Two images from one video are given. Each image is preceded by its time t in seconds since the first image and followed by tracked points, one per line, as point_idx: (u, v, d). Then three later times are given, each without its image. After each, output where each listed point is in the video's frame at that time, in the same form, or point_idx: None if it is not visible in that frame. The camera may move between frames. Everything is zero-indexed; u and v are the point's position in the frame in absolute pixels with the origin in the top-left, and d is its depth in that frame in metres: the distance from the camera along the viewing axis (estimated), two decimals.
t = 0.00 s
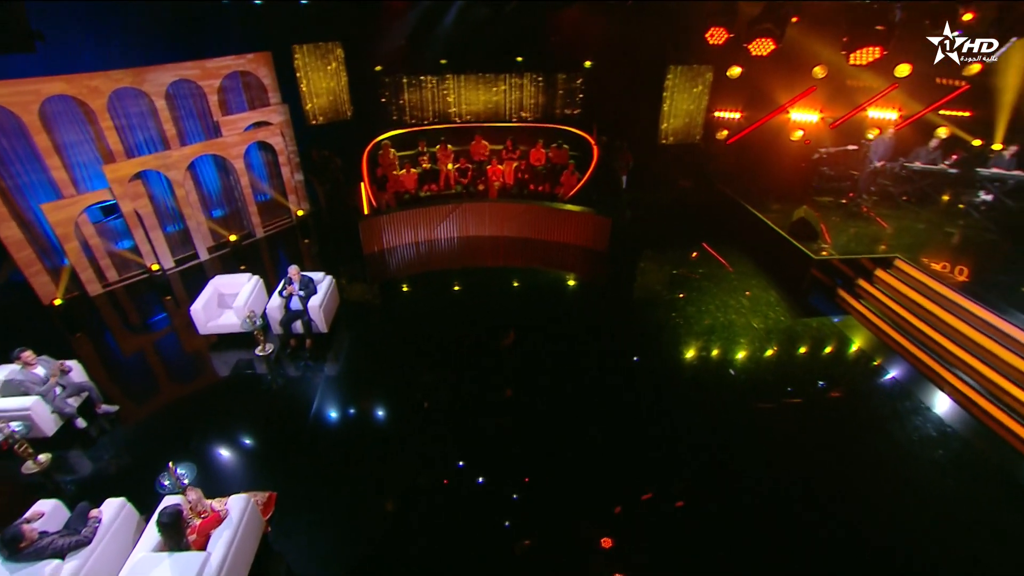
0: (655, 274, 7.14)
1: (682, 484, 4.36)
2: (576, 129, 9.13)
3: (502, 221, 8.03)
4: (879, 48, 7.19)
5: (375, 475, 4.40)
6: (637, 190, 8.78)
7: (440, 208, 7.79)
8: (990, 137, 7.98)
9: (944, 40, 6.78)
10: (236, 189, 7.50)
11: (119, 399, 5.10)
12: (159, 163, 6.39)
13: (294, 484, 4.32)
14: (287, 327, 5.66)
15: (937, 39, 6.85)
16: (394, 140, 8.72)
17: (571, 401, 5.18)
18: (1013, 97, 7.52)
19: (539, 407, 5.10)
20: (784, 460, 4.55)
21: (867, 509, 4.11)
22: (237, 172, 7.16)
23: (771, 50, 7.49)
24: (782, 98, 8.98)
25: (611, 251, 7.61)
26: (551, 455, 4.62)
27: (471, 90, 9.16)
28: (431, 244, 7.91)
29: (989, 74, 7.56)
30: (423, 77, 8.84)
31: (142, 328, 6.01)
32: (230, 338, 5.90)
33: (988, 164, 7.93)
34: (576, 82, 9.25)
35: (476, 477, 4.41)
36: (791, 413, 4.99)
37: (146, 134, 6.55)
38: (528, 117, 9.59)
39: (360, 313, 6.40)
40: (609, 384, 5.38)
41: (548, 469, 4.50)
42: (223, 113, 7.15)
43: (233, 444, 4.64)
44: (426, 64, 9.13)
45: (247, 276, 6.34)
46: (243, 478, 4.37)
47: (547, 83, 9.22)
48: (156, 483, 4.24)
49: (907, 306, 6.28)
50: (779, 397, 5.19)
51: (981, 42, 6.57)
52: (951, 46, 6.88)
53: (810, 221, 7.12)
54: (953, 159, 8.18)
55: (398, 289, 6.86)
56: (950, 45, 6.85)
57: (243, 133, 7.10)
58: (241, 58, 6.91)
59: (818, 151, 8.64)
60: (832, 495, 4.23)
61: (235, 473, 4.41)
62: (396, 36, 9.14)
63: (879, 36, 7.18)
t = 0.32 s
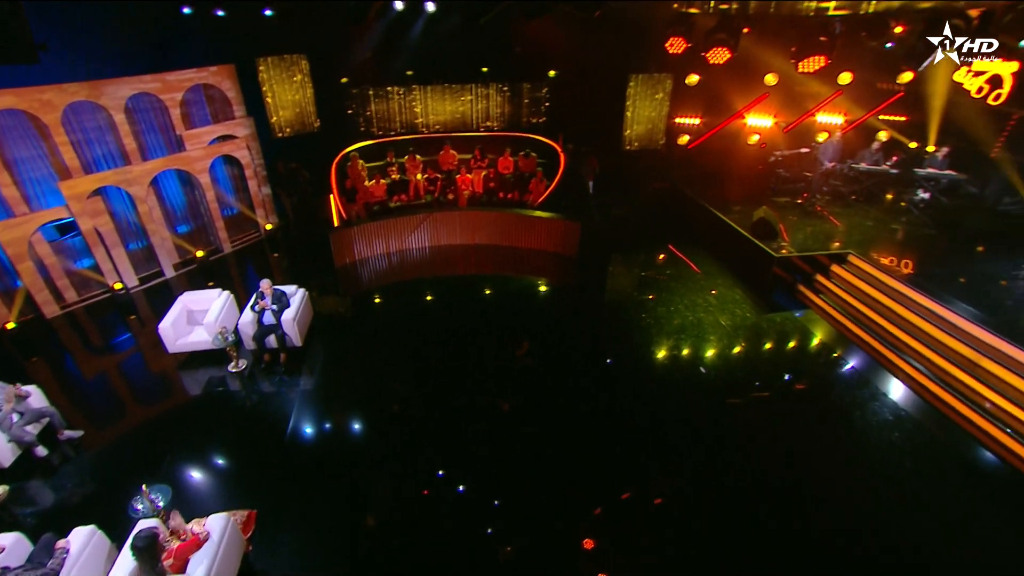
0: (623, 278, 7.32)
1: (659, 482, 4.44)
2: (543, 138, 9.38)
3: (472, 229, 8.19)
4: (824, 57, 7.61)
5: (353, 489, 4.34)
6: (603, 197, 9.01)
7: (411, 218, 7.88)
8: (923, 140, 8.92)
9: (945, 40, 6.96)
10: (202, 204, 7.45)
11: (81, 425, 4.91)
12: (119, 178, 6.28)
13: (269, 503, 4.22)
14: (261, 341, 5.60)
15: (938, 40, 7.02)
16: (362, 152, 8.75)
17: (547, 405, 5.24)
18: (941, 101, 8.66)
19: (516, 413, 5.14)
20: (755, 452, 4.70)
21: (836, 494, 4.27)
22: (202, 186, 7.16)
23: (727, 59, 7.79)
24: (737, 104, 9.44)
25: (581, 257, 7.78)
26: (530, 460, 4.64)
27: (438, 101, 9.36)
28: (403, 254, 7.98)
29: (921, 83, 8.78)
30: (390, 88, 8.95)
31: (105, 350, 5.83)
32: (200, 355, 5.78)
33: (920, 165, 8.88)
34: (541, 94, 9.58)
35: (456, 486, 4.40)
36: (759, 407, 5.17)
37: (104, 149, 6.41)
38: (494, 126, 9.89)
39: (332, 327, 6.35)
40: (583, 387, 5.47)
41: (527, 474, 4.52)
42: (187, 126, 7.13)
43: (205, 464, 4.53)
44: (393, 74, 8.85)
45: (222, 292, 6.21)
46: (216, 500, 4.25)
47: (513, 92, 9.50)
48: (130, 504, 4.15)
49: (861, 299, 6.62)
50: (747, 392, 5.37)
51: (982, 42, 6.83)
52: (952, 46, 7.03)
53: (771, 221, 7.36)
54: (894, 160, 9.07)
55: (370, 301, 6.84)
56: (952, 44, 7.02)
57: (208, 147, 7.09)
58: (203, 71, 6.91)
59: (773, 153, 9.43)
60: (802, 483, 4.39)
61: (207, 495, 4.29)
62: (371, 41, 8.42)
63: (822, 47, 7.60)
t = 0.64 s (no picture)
0: (592, 286, 7.50)
1: (635, 484, 4.51)
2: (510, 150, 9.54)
3: (441, 242, 8.30)
4: (772, 70, 8.08)
5: (329, 508, 4.27)
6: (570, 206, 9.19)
7: (381, 232, 7.95)
8: (864, 146, 9.90)
9: (943, 39, 7.53)
10: (164, 222, 7.34)
11: (38, 457, 4.70)
12: (77, 198, 6.25)
13: (243, 528, 4.11)
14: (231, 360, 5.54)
15: (937, 39, 7.55)
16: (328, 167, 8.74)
17: (522, 414, 5.30)
18: (877, 111, 9.59)
19: (491, 423, 5.18)
20: (723, 449, 4.85)
21: (800, 485, 4.46)
22: (164, 205, 7.19)
23: (683, 71, 8.18)
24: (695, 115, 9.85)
25: (550, 269, 7.96)
26: (507, 469, 4.66)
27: (404, 114, 9.31)
28: (373, 268, 8.00)
29: (858, 92, 9.68)
30: (355, 103, 8.83)
31: (63, 377, 5.63)
32: (167, 378, 5.65)
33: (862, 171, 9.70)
34: (506, 108, 9.63)
35: (434, 500, 4.37)
36: (727, 405, 5.35)
37: (58, 168, 6.18)
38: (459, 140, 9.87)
39: (302, 344, 6.26)
40: (556, 394, 5.56)
41: (504, 484, 4.53)
42: (147, 144, 6.99)
43: (173, 491, 4.39)
44: (360, 92, 8.71)
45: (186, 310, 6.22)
46: (186, 528, 4.11)
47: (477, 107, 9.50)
48: (97, 535, 4.01)
49: (818, 296, 6.95)
50: (716, 391, 5.55)
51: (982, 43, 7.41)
52: (954, 45, 7.66)
53: (730, 225, 7.71)
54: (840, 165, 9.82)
55: (341, 317, 6.78)
56: (952, 44, 7.65)
57: (169, 164, 7.09)
58: (163, 88, 6.86)
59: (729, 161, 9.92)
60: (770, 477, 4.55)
61: (177, 523, 4.15)
62: (337, 58, 8.31)
63: (771, 60, 8.06)
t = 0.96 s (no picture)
0: (561, 295, 7.64)
1: (611, 489, 4.56)
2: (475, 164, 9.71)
3: (409, 257, 8.35)
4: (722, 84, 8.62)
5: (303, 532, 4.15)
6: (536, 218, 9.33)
7: (348, 248, 7.97)
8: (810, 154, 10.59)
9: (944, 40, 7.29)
10: (122, 243, 7.21)
11: None
12: (27, 220, 6.03)
13: (211, 558, 3.94)
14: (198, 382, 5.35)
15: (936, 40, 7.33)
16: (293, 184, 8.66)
17: (497, 425, 5.32)
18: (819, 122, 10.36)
19: (466, 435, 5.18)
20: (693, 449, 4.99)
21: (768, 481, 4.62)
22: (122, 226, 7.08)
23: (640, 85, 8.47)
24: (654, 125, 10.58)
25: (519, 280, 8.08)
26: (483, 481, 4.65)
27: (368, 130, 9.37)
28: (342, 285, 7.98)
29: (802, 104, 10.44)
30: (319, 120, 8.81)
31: (12, 409, 5.36)
32: (128, 405, 5.48)
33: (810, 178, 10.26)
34: (468, 123, 9.89)
35: (411, 516, 4.31)
36: (695, 407, 5.51)
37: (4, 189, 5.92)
38: (426, 153, 10.01)
39: (270, 364, 6.13)
40: (530, 403, 5.62)
41: (481, 496, 4.51)
42: (101, 163, 6.82)
43: (135, 524, 4.18)
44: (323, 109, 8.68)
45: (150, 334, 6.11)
46: (149, 562, 3.91)
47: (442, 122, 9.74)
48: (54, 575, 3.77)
49: (775, 298, 7.29)
50: (684, 394, 5.72)
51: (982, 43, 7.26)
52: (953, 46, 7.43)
53: (690, 231, 8.01)
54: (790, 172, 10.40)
55: (309, 335, 6.68)
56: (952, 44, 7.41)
57: (127, 184, 7.02)
58: (117, 106, 6.75)
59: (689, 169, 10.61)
60: (740, 475, 4.69)
61: (139, 557, 3.94)
62: (300, 75, 8.23)
63: (721, 75, 8.59)
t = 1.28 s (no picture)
0: (529, 307, 7.74)
1: (585, 498, 4.63)
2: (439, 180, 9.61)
3: (376, 273, 8.33)
4: (676, 98, 9.02)
5: (274, 558, 4.02)
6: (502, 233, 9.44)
7: (315, 266, 7.91)
8: (761, 164, 11.09)
9: (940, 41, 7.02)
10: (74, 267, 6.93)
11: None
12: None
13: None
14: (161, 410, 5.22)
15: (934, 41, 7.05)
16: (255, 204, 8.43)
17: (469, 438, 5.33)
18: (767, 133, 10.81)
19: (440, 451, 5.16)
20: (663, 452, 5.14)
21: (735, 479, 4.80)
22: (73, 249, 6.83)
23: (598, 100, 8.82)
24: (613, 137, 10.81)
25: (486, 294, 8.16)
26: (459, 496, 4.64)
27: (331, 147, 9.17)
28: (308, 304, 7.89)
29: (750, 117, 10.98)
30: (280, 138, 8.63)
31: None
32: (83, 437, 5.25)
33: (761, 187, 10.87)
34: (433, 136, 9.71)
35: (387, 535, 4.25)
36: (663, 412, 5.67)
37: None
38: (389, 169, 9.81)
39: (235, 388, 5.97)
40: (502, 415, 5.66)
41: (456, 512, 4.48)
42: (50, 184, 6.54)
43: (91, 562, 3.96)
44: (285, 127, 8.58)
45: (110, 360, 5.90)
46: None
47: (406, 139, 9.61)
48: None
49: (734, 302, 7.61)
50: (652, 399, 5.88)
51: (981, 43, 6.77)
52: (951, 46, 7.06)
53: (652, 241, 8.25)
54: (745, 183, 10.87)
55: (275, 356, 6.54)
56: (949, 45, 7.06)
57: (78, 206, 6.78)
58: (67, 124, 6.50)
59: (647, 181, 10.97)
60: (708, 476, 4.84)
61: None
62: (262, 93, 8.19)
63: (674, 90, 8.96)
